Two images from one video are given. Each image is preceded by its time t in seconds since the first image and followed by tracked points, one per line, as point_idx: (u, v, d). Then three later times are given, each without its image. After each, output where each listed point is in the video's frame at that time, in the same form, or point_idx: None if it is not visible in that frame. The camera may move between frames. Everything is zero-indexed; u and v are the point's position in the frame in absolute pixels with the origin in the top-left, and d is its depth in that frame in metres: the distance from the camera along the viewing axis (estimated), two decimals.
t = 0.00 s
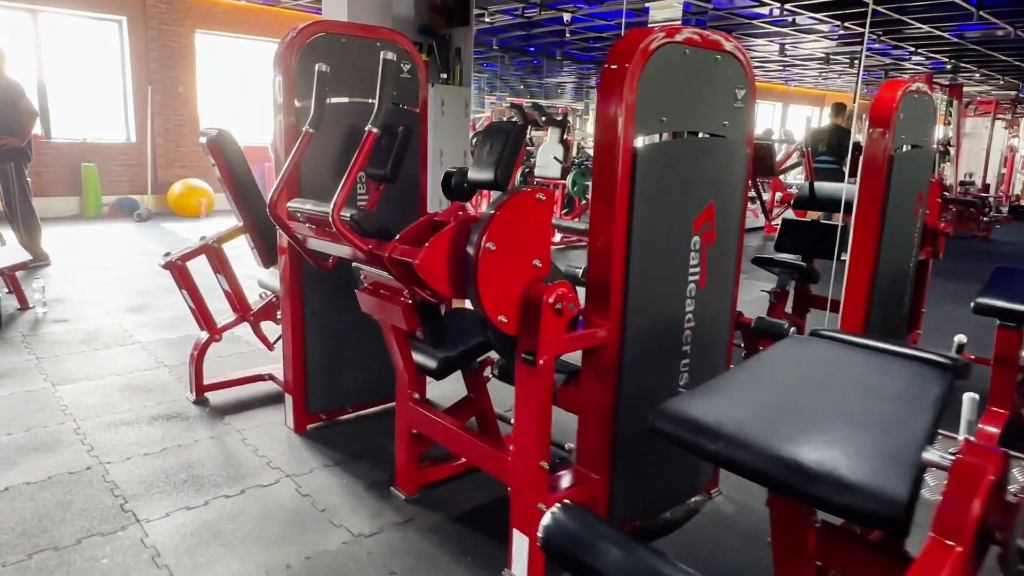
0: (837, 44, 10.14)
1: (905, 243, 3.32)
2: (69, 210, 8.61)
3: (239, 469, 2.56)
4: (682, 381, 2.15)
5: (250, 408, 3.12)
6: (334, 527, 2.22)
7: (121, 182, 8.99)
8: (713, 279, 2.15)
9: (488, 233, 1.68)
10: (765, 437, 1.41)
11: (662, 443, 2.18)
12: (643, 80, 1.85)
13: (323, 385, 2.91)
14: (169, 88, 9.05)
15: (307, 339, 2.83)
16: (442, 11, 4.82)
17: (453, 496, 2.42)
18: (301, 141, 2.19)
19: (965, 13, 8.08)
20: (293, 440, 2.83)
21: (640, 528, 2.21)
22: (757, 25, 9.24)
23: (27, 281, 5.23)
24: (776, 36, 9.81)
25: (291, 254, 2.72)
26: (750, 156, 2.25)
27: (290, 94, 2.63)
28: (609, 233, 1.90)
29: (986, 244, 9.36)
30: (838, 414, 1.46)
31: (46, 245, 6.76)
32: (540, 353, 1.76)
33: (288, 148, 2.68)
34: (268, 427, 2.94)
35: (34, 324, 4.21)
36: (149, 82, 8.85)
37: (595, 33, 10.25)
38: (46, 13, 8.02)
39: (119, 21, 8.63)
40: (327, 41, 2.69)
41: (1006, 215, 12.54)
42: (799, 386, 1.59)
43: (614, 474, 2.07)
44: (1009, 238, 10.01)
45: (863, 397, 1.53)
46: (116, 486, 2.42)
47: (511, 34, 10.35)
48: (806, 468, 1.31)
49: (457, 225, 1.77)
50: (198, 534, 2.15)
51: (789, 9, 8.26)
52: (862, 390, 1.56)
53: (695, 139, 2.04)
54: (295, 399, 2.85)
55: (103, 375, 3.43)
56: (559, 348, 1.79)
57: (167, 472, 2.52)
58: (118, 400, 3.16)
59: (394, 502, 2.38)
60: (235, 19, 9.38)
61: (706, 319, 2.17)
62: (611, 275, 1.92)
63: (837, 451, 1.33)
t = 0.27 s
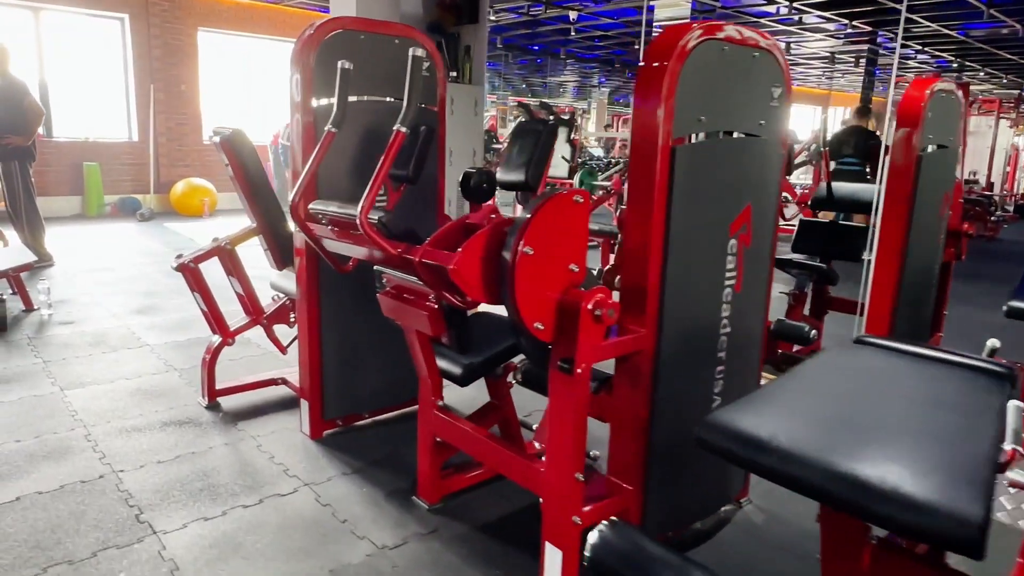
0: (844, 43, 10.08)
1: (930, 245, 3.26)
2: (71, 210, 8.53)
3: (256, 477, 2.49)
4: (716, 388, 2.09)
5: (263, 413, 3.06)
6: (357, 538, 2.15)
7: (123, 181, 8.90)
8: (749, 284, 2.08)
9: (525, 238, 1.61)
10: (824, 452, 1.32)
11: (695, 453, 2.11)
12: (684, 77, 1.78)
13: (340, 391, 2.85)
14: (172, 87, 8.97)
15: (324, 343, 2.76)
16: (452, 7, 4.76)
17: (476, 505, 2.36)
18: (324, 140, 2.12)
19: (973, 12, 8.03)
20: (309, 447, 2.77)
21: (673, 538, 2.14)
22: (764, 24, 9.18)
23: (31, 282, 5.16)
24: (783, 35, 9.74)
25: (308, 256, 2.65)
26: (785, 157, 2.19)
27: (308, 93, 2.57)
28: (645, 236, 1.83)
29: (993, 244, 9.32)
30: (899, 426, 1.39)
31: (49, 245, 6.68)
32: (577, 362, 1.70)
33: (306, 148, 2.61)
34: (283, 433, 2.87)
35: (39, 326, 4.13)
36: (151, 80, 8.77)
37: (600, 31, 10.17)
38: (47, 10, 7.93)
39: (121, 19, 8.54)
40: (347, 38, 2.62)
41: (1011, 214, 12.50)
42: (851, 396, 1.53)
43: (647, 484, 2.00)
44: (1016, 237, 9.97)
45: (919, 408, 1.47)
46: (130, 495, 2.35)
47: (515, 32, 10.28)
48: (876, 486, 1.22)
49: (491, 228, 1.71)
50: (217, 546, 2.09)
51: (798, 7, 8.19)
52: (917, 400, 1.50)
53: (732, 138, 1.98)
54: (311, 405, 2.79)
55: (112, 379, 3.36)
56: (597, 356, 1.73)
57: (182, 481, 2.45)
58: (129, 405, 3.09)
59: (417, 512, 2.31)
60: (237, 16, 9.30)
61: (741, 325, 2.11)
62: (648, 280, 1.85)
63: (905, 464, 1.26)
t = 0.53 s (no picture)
0: (848, 42, 10.04)
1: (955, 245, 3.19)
2: (70, 210, 8.44)
3: (267, 487, 2.41)
4: (748, 396, 2.02)
5: (273, 420, 2.98)
6: (375, 551, 2.08)
7: (123, 181, 8.81)
8: (782, 288, 2.02)
9: (559, 240, 1.54)
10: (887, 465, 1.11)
11: (726, 462, 2.04)
12: (719, 72, 1.71)
13: (353, 396, 2.77)
14: (172, 86, 8.89)
15: (335, 348, 2.68)
16: (458, 6, 4.58)
17: (497, 516, 2.29)
18: (341, 139, 2.04)
19: (981, 10, 7.97)
20: (321, 455, 2.69)
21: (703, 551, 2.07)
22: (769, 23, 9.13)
23: (31, 284, 5.07)
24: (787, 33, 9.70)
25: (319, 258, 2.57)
26: (817, 157, 2.12)
27: (321, 91, 2.48)
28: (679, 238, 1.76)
29: (997, 243, 9.30)
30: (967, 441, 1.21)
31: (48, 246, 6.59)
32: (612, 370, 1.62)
33: (319, 149, 2.53)
34: (294, 440, 2.79)
35: (41, 330, 4.05)
36: (151, 80, 8.68)
37: (603, 30, 10.11)
38: (46, 9, 7.84)
39: (120, 18, 8.46)
40: (360, 34, 2.54)
41: (1013, 213, 12.49)
42: (904, 416, 1.36)
43: (677, 497, 1.92)
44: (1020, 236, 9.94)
45: (983, 428, 1.31)
46: (138, 507, 2.27)
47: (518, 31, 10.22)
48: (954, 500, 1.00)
49: (522, 229, 1.64)
50: (231, 560, 2.01)
51: (804, 6, 8.15)
52: (977, 422, 1.35)
53: (766, 137, 1.90)
54: (323, 412, 2.71)
55: (116, 385, 3.28)
56: (631, 365, 1.65)
57: (192, 492, 2.37)
58: (134, 411, 3.01)
59: (435, 523, 2.24)
60: (238, 15, 9.22)
61: (773, 330, 2.04)
62: (681, 284, 1.78)
63: (985, 478, 1.06)
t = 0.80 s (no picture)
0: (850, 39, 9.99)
1: (979, 245, 3.11)
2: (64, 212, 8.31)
3: (275, 501, 2.32)
4: (781, 405, 1.93)
5: (278, 429, 2.88)
6: (391, 569, 1.98)
7: (118, 182, 8.69)
8: (816, 292, 1.93)
9: (593, 244, 1.45)
10: (953, 487, 1.03)
11: (759, 474, 1.95)
12: (757, 66, 1.62)
13: (362, 405, 2.68)
14: (168, 86, 8.77)
15: (343, 355, 2.58)
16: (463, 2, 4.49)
17: (515, 530, 2.19)
18: (353, 137, 1.94)
19: (987, 8, 7.90)
20: (329, 465, 2.60)
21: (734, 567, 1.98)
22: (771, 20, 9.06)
23: (26, 287, 4.96)
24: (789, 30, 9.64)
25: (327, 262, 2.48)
26: (850, 155, 2.03)
27: (330, 89, 2.39)
28: (713, 242, 1.67)
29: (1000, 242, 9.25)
30: None
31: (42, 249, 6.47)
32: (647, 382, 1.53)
33: (328, 148, 2.43)
34: (301, 450, 2.70)
35: (36, 335, 3.94)
36: (147, 79, 8.56)
37: (603, 29, 10.03)
38: (40, 7, 7.71)
39: (115, 17, 8.34)
40: (370, 29, 2.45)
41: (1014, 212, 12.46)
42: (962, 424, 1.29)
43: (707, 512, 1.83)
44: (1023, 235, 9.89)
45: None
46: (141, 523, 2.17)
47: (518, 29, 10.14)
48: None
49: (550, 233, 1.54)
50: None
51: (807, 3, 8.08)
52: None
53: (801, 135, 1.82)
54: (331, 421, 2.61)
55: (115, 392, 3.17)
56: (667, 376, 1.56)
57: (196, 506, 2.27)
58: (134, 421, 2.91)
59: (452, 539, 2.15)
60: (235, 14, 9.10)
61: (807, 337, 1.95)
62: (716, 290, 1.69)
63: None
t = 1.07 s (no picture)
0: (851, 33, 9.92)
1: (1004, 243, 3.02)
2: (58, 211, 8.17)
3: (282, 515, 2.22)
4: (816, 415, 1.84)
5: (283, 437, 2.78)
6: None
7: (113, 180, 8.55)
8: (851, 297, 1.84)
9: (628, 250, 1.35)
10: (1015, 511, 1.14)
11: (793, 488, 1.86)
12: (796, 60, 1.53)
13: (370, 414, 2.58)
14: (163, 82, 8.63)
15: (351, 361, 2.48)
16: None
17: (534, 546, 2.10)
18: (365, 135, 1.83)
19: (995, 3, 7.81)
20: (337, 476, 2.50)
21: None
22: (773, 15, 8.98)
23: (19, 289, 4.84)
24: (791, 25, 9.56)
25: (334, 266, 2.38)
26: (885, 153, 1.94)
27: (337, 84, 2.28)
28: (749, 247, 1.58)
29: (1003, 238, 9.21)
30: None
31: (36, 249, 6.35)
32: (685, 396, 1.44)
33: (335, 146, 2.33)
34: (308, 460, 2.60)
35: (30, 339, 3.83)
36: (141, 75, 8.43)
37: (603, 24, 9.93)
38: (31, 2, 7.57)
39: (109, 12, 8.20)
40: (378, 21, 2.34)
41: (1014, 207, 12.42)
42: (1020, 429, 1.36)
43: (740, 529, 1.75)
44: None
45: None
46: (142, 540, 2.07)
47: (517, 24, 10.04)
48: None
49: (580, 237, 1.45)
50: None
51: None
52: None
53: (838, 132, 1.72)
54: (339, 430, 2.52)
55: (112, 400, 3.07)
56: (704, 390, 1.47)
57: (199, 522, 2.17)
58: (133, 430, 2.80)
59: (468, 555, 2.05)
60: (231, 9, 8.97)
61: (842, 345, 1.86)
62: (752, 297, 1.60)
63: None
